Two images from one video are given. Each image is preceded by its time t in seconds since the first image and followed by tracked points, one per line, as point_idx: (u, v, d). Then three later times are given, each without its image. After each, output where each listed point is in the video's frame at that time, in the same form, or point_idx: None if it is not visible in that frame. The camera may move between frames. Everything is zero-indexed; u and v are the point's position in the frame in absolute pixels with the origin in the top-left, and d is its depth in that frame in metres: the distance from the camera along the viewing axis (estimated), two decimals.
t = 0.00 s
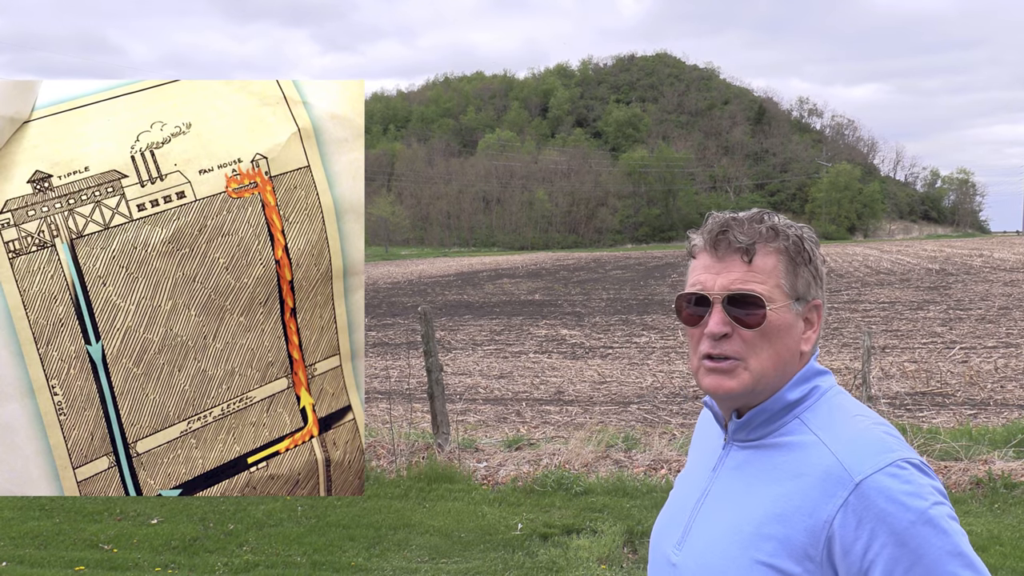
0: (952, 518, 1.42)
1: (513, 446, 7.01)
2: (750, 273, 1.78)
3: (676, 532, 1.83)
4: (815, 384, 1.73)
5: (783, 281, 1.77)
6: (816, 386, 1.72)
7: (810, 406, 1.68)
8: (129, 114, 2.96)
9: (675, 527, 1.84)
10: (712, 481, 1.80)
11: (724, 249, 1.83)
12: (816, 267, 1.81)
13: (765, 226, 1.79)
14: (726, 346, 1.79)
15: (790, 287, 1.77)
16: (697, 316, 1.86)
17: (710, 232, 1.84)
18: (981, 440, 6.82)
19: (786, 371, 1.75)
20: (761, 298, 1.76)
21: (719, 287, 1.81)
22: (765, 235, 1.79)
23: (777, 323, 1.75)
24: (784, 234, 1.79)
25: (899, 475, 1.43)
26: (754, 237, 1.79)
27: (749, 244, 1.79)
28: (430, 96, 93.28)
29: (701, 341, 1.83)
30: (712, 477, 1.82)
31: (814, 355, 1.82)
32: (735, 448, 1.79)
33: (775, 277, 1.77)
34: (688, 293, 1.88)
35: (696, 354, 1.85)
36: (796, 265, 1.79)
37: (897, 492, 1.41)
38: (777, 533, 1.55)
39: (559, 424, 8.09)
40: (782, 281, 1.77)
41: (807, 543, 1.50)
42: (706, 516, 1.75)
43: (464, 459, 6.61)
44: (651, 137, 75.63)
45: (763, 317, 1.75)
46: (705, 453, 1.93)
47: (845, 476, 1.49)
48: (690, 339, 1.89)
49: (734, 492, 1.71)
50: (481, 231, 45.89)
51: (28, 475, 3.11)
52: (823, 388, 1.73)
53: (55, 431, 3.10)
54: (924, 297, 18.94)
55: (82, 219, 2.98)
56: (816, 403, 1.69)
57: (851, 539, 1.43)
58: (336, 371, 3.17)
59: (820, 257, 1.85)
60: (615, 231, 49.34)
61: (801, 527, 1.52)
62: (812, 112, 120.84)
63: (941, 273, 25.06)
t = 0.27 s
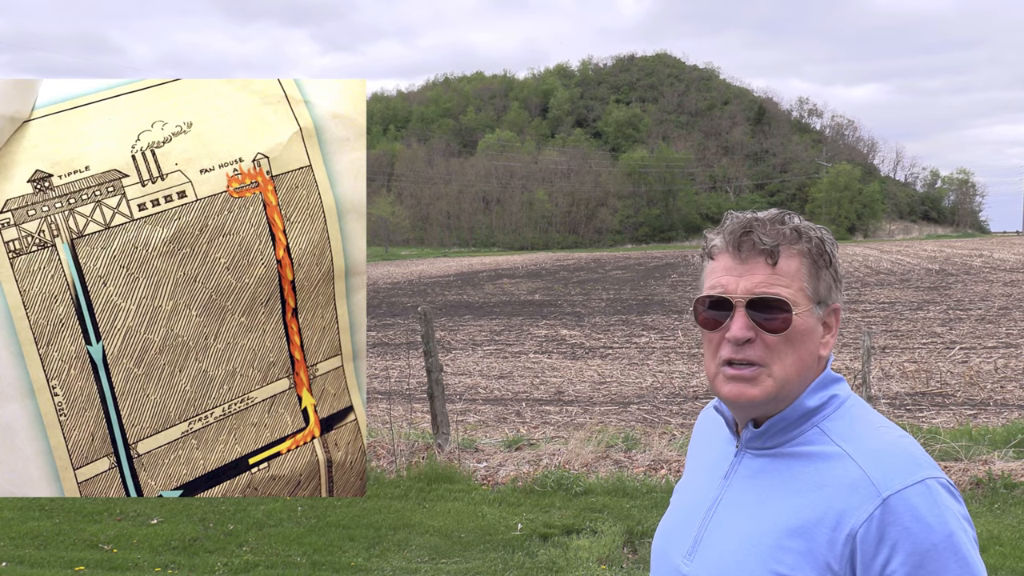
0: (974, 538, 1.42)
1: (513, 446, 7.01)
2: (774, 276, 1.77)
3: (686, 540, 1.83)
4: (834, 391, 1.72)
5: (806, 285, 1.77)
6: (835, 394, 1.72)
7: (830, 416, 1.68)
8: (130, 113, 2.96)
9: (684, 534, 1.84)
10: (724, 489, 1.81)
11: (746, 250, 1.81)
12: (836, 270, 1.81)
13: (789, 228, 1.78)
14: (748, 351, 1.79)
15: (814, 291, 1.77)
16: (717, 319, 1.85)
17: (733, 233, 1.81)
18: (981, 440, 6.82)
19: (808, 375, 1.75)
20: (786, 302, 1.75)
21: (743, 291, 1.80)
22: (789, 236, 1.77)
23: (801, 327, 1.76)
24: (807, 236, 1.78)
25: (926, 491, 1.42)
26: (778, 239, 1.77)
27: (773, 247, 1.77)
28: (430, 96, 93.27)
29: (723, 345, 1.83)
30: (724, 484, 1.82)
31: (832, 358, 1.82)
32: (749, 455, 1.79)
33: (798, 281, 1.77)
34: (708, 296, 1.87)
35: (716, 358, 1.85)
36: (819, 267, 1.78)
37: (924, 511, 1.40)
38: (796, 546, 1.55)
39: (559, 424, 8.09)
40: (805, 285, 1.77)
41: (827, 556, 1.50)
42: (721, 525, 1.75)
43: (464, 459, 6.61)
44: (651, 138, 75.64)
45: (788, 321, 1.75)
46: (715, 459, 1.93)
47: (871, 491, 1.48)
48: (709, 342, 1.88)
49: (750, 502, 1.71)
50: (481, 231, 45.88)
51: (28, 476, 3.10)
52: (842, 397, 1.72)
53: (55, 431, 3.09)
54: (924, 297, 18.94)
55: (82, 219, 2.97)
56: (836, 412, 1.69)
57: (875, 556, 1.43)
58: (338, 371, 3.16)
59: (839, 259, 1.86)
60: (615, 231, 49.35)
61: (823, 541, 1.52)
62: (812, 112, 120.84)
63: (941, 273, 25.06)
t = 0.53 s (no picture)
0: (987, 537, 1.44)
1: (513, 446, 7.00)
2: (793, 279, 1.76)
3: (693, 546, 1.81)
4: (843, 392, 1.73)
5: (823, 286, 1.77)
6: (844, 394, 1.73)
7: (841, 416, 1.68)
8: (131, 112, 2.96)
9: (690, 540, 1.83)
10: (731, 493, 1.79)
11: (763, 252, 1.79)
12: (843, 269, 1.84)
13: (803, 229, 1.77)
14: (770, 356, 1.77)
15: (830, 291, 1.78)
16: (733, 325, 1.82)
17: (750, 236, 1.78)
18: (981, 440, 6.81)
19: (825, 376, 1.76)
20: (808, 304, 1.74)
21: (763, 295, 1.78)
22: (806, 237, 1.77)
23: (821, 329, 1.75)
24: (820, 236, 1.78)
25: (944, 492, 1.44)
26: (797, 240, 1.76)
27: (792, 249, 1.75)
28: (430, 96, 93.22)
29: (743, 351, 1.79)
30: (730, 488, 1.81)
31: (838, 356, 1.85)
32: (757, 459, 1.78)
33: (816, 282, 1.76)
34: (724, 301, 1.83)
35: (735, 365, 1.81)
36: (832, 267, 1.79)
37: (943, 511, 1.42)
38: (814, 550, 1.56)
39: (559, 424, 8.08)
40: (822, 286, 1.77)
41: (846, 558, 1.51)
42: (733, 530, 1.74)
43: (464, 459, 6.60)
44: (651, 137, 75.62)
45: (810, 324, 1.74)
46: (715, 461, 1.91)
47: (889, 492, 1.49)
48: (724, 348, 1.84)
49: (761, 506, 1.71)
50: (481, 231, 45.84)
51: (29, 477, 3.10)
52: (850, 397, 1.73)
53: (55, 432, 3.08)
54: (924, 297, 18.92)
55: (83, 218, 2.96)
56: (846, 413, 1.69)
57: (894, 556, 1.44)
58: (339, 372, 3.16)
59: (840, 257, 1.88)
60: (615, 231, 49.30)
61: (841, 543, 1.53)
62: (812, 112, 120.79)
63: (941, 273, 25.04)
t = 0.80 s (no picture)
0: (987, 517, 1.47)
1: (513, 446, 7.00)
2: (780, 274, 1.76)
3: (696, 558, 1.78)
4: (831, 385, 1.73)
5: (807, 281, 1.78)
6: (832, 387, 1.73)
7: (832, 411, 1.69)
8: (132, 112, 2.96)
9: (692, 552, 1.79)
10: (729, 500, 1.77)
11: (748, 252, 1.78)
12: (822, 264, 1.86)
13: (784, 225, 1.79)
14: (763, 356, 1.75)
15: (815, 286, 1.79)
16: (724, 326, 1.79)
17: (734, 236, 1.78)
18: (981, 440, 6.80)
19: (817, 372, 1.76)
20: (797, 300, 1.75)
21: (752, 294, 1.77)
22: (789, 233, 1.78)
23: (811, 325, 1.76)
24: (799, 231, 1.80)
25: (945, 476, 1.46)
26: (781, 236, 1.77)
27: (776, 245, 1.76)
28: (430, 96, 93.17)
29: (736, 353, 1.77)
30: (727, 495, 1.78)
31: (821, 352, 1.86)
32: (751, 462, 1.77)
33: (801, 277, 1.77)
34: (713, 305, 1.80)
35: (728, 367, 1.79)
36: (813, 262, 1.81)
37: (947, 496, 1.43)
38: (824, 550, 1.55)
39: (559, 424, 8.07)
40: (807, 280, 1.78)
41: (857, 555, 1.51)
42: (738, 537, 1.71)
43: (464, 459, 6.59)
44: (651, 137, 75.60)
45: (801, 320, 1.74)
46: (704, 467, 1.88)
47: (893, 484, 1.50)
48: (714, 352, 1.82)
49: (763, 511, 1.69)
50: (481, 230, 45.81)
51: (29, 478, 3.09)
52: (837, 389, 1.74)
53: (56, 433, 3.07)
54: (924, 297, 18.91)
55: (83, 218, 2.95)
56: (836, 406, 1.70)
57: (903, 548, 1.45)
58: (340, 373, 3.17)
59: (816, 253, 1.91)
60: (615, 231, 49.29)
61: (851, 542, 1.52)
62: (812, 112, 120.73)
63: (941, 273, 25.02)
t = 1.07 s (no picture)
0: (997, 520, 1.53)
1: (513, 446, 6.99)
2: (760, 281, 1.75)
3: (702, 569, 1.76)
4: (834, 389, 1.75)
5: (794, 285, 1.76)
6: (835, 391, 1.75)
7: (837, 416, 1.71)
8: (133, 110, 2.96)
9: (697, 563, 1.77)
10: (736, 510, 1.75)
11: (726, 257, 1.78)
12: (820, 264, 1.82)
13: (769, 227, 1.76)
14: (740, 364, 1.76)
15: (800, 289, 1.77)
16: (703, 332, 1.81)
17: (712, 242, 1.78)
18: (981, 440, 6.80)
19: (805, 381, 1.76)
20: (775, 306, 1.74)
21: (728, 300, 1.77)
22: (769, 236, 1.76)
23: (790, 331, 1.75)
24: (789, 233, 1.77)
25: (960, 483, 1.50)
26: (759, 240, 1.75)
27: (757, 250, 1.75)
28: (430, 95, 93.12)
29: (713, 359, 1.79)
30: (734, 505, 1.77)
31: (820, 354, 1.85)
32: (757, 470, 1.76)
33: (786, 282, 1.76)
34: (693, 310, 1.82)
35: (707, 373, 1.81)
36: (804, 264, 1.78)
37: (965, 504, 1.48)
38: (839, 560, 1.56)
39: (558, 424, 8.06)
40: (793, 285, 1.76)
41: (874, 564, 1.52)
42: (748, 547, 1.70)
43: (464, 459, 6.58)
44: (651, 137, 75.59)
45: (778, 327, 1.73)
46: (706, 476, 1.86)
47: (909, 493, 1.52)
48: (695, 357, 1.84)
49: (773, 521, 1.68)
50: (481, 230, 45.78)
51: (29, 479, 3.09)
52: (839, 393, 1.75)
53: (57, 434, 3.07)
54: (923, 297, 18.90)
55: (84, 218, 2.95)
56: (841, 411, 1.72)
57: (924, 556, 1.48)
58: (342, 373, 3.17)
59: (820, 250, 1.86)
60: (614, 231, 49.28)
61: (869, 552, 1.53)
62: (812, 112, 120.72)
63: (940, 273, 25.01)
